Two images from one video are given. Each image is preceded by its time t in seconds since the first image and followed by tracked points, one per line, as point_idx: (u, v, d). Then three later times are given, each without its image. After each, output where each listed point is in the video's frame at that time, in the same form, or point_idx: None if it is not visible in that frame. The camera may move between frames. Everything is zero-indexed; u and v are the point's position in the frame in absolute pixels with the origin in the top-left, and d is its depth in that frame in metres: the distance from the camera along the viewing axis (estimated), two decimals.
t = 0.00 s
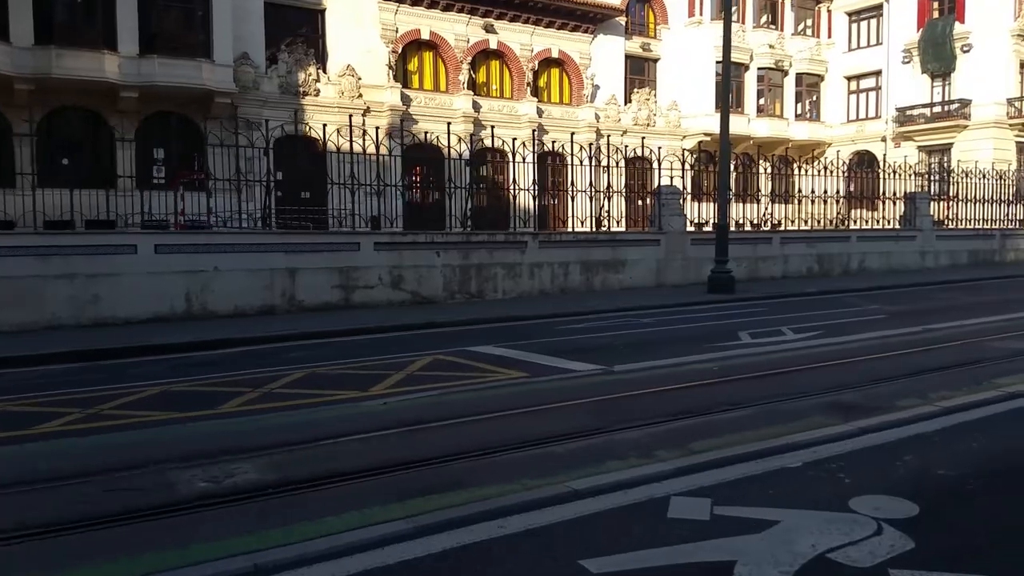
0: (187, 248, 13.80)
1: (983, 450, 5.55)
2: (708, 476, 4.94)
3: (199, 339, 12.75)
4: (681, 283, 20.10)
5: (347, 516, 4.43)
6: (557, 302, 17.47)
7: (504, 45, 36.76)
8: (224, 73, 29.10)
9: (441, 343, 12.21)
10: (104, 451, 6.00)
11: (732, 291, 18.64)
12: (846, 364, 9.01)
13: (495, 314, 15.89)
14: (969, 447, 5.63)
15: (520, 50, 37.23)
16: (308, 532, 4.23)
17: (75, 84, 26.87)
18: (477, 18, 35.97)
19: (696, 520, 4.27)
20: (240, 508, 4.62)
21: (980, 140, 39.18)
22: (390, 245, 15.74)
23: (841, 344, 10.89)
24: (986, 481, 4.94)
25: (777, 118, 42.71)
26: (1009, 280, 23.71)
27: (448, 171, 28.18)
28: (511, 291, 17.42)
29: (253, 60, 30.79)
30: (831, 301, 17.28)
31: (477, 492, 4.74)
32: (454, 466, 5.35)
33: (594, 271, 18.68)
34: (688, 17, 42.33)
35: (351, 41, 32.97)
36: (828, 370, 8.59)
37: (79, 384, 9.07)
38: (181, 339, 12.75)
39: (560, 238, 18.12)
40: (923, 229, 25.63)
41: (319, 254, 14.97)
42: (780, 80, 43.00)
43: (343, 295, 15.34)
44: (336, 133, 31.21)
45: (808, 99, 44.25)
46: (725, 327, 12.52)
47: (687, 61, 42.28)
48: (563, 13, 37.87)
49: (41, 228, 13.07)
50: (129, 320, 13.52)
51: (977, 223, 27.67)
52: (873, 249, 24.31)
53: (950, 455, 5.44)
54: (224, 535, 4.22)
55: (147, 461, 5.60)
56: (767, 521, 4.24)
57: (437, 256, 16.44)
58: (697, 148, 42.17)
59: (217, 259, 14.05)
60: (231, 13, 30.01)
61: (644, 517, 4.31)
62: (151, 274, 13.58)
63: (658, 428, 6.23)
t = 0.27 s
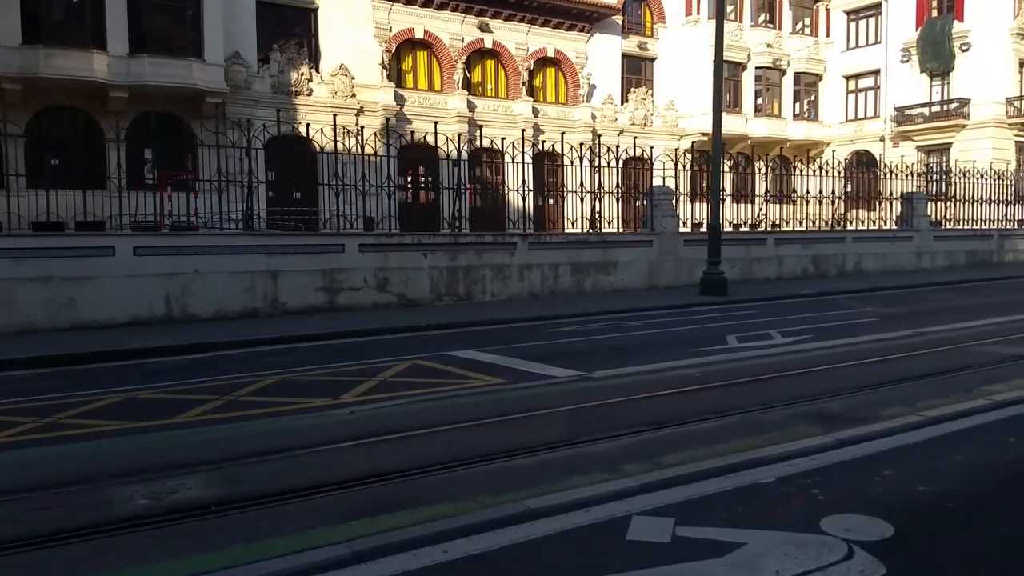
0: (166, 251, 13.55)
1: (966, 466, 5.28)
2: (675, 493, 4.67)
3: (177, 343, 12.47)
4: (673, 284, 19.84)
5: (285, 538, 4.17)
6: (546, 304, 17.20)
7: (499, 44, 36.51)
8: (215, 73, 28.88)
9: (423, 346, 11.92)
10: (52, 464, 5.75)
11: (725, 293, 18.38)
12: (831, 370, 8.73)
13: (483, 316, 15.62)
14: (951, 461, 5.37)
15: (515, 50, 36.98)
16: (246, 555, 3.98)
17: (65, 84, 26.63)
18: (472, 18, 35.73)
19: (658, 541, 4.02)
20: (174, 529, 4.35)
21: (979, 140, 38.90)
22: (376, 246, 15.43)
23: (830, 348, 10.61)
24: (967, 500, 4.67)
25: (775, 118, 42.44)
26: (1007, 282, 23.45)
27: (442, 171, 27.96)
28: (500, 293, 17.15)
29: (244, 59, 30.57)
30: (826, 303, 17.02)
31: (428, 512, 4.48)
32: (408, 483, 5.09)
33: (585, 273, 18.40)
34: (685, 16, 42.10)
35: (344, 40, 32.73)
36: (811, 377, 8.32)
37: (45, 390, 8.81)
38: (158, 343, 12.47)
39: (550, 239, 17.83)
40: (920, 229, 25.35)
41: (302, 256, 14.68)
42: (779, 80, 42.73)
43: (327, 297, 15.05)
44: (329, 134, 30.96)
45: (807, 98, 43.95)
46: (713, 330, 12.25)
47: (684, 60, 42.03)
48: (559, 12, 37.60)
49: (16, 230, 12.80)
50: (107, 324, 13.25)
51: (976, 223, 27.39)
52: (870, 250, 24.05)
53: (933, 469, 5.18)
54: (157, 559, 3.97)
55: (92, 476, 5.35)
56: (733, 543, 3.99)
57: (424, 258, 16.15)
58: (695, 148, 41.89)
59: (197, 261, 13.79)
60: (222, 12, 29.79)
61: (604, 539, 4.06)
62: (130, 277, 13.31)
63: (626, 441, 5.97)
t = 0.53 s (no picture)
0: (145, 252, 13.34)
1: (941, 480, 5.05)
2: (633, 510, 4.45)
3: (154, 345, 12.23)
4: (665, 285, 19.63)
5: (216, 560, 3.95)
6: (534, 305, 16.97)
7: (493, 43, 36.29)
8: (206, 72, 28.68)
9: (403, 349, 11.70)
10: None
11: (716, 294, 18.16)
12: (814, 375, 8.51)
13: (469, 318, 15.39)
14: (927, 475, 5.13)
15: (510, 48, 36.77)
16: None
17: (54, 83, 26.42)
18: (466, 16, 35.50)
19: (608, 563, 3.81)
20: (102, 549, 4.14)
21: (978, 140, 38.63)
22: (360, 247, 15.20)
23: (815, 351, 10.38)
24: (940, 517, 4.44)
25: (772, 117, 42.22)
26: (1002, 283, 23.20)
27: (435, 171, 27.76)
28: (487, 294, 16.91)
29: (236, 58, 30.36)
30: (819, 304, 16.78)
31: (373, 531, 4.26)
32: (359, 498, 4.87)
33: (575, 275, 18.17)
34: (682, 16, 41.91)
35: (337, 39, 32.52)
36: (792, 382, 8.09)
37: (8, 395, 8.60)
38: (134, 345, 12.23)
39: (539, 239, 17.58)
40: (915, 229, 25.10)
41: (284, 257, 14.47)
42: (776, 79, 42.51)
43: (310, 299, 14.83)
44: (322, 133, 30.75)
45: (805, 98, 43.72)
46: (699, 333, 12.01)
47: (681, 59, 41.83)
48: (555, 11, 37.39)
49: None
50: (84, 327, 13.03)
51: (972, 224, 27.15)
52: (865, 251, 23.82)
53: (907, 483, 4.96)
54: None
55: (31, 489, 5.14)
56: (686, 566, 3.77)
57: (409, 259, 15.89)
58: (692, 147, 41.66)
59: (176, 262, 13.59)
60: (213, 10, 29.59)
61: (550, 561, 3.84)
62: (107, 278, 13.09)
63: (592, 452, 5.75)
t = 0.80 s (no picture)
0: (124, 256, 13.11)
1: (916, 502, 4.81)
2: (586, 537, 4.23)
3: (132, 353, 11.98)
4: (656, 288, 19.39)
5: None
6: (521, 309, 16.67)
7: (488, 44, 36.09)
8: (197, 73, 28.47)
9: (383, 355, 11.45)
10: None
11: (708, 297, 17.90)
12: (796, 385, 8.27)
13: (455, 323, 15.12)
14: (901, 496, 4.90)
15: (505, 49, 36.56)
16: None
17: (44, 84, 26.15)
18: (461, 17, 35.28)
19: None
20: None
21: (976, 140, 38.35)
22: (344, 251, 14.96)
23: (802, 359, 10.13)
24: (910, 543, 4.20)
25: (770, 118, 42.00)
26: (999, 286, 22.93)
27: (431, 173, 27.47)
28: (475, 298, 16.65)
29: (228, 59, 30.20)
30: (812, 308, 16.53)
31: (315, 560, 4.05)
32: (302, 524, 4.64)
33: (564, 278, 17.90)
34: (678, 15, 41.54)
35: (329, 41, 32.30)
36: (773, 393, 7.85)
37: None
38: (110, 353, 11.98)
39: (528, 242, 17.29)
40: (912, 231, 24.82)
41: (266, 261, 14.24)
42: (774, 80, 42.30)
43: (293, 305, 14.58)
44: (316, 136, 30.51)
45: (802, 98, 43.49)
46: (686, 338, 11.79)
47: (677, 60, 41.60)
48: (550, 12, 37.20)
49: None
50: (60, 333, 12.82)
51: (969, 226, 26.90)
52: (861, 253, 23.58)
53: (882, 505, 4.76)
54: None
55: None
56: None
57: (395, 263, 15.61)
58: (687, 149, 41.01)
59: (155, 267, 13.37)
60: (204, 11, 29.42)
61: None
62: (85, 283, 12.87)
63: (554, 470, 5.52)
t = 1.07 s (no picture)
0: (102, 260, 12.85)
1: (896, 522, 4.53)
2: (541, 563, 3.97)
3: (108, 359, 11.69)
4: (647, 292, 19.15)
5: None
6: (509, 314, 16.39)
7: (484, 48, 35.80)
8: (190, 77, 27.57)
9: (362, 362, 11.15)
10: None
11: (699, 302, 17.65)
12: (782, 393, 7.98)
13: (442, 328, 14.82)
14: (880, 515, 4.62)
15: (501, 53, 36.27)
16: None
17: (33, 89, 25.43)
18: (456, 21, 34.99)
19: None
20: None
21: (973, 144, 38.09)
22: (329, 254, 14.68)
23: (792, 365, 9.83)
24: (886, 568, 3.94)
25: (765, 121, 41.89)
26: (995, 290, 22.65)
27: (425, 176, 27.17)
28: (463, 303, 16.36)
29: (222, 62, 29.61)
30: (805, 313, 16.26)
31: None
32: (244, 547, 4.38)
33: (554, 282, 17.64)
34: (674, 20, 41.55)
35: (323, 45, 31.85)
36: (756, 402, 7.56)
37: None
38: (86, 359, 11.68)
39: (517, 245, 17.02)
40: (907, 235, 24.57)
41: (249, 265, 13.96)
42: (769, 84, 42.22)
43: (276, 310, 14.30)
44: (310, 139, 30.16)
45: (798, 102, 43.57)
46: (675, 345, 11.51)
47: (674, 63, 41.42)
48: (546, 16, 36.98)
49: None
50: (36, 339, 12.56)
51: (965, 230, 26.68)
52: (855, 256, 23.35)
53: (859, 525, 4.49)
54: None
55: None
56: None
57: (381, 267, 15.33)
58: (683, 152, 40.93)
59: (135, 271, 13.10)
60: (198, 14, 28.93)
61: None
62: (62, 287, 12.59)
63: (518, 487, 5.24)
